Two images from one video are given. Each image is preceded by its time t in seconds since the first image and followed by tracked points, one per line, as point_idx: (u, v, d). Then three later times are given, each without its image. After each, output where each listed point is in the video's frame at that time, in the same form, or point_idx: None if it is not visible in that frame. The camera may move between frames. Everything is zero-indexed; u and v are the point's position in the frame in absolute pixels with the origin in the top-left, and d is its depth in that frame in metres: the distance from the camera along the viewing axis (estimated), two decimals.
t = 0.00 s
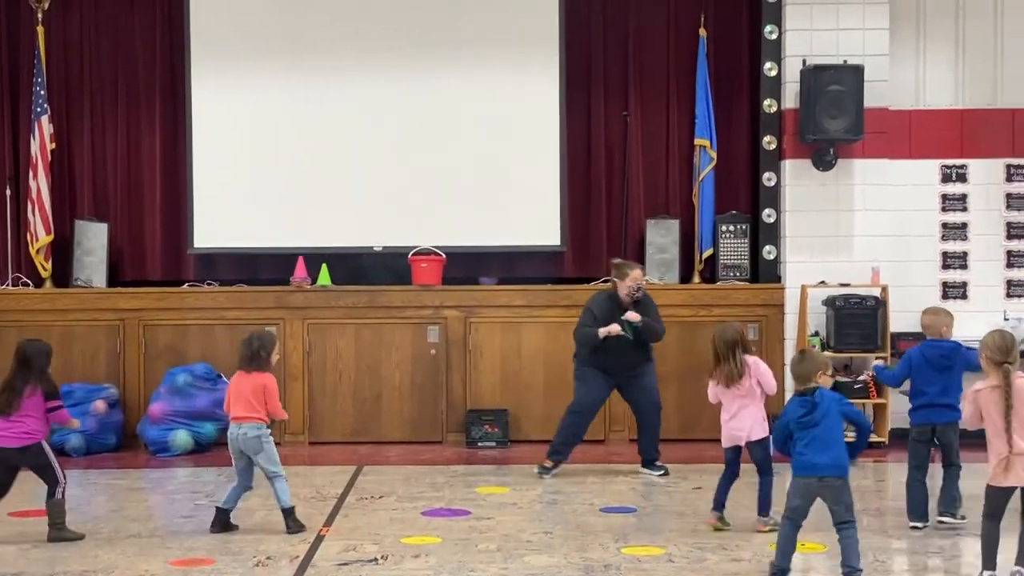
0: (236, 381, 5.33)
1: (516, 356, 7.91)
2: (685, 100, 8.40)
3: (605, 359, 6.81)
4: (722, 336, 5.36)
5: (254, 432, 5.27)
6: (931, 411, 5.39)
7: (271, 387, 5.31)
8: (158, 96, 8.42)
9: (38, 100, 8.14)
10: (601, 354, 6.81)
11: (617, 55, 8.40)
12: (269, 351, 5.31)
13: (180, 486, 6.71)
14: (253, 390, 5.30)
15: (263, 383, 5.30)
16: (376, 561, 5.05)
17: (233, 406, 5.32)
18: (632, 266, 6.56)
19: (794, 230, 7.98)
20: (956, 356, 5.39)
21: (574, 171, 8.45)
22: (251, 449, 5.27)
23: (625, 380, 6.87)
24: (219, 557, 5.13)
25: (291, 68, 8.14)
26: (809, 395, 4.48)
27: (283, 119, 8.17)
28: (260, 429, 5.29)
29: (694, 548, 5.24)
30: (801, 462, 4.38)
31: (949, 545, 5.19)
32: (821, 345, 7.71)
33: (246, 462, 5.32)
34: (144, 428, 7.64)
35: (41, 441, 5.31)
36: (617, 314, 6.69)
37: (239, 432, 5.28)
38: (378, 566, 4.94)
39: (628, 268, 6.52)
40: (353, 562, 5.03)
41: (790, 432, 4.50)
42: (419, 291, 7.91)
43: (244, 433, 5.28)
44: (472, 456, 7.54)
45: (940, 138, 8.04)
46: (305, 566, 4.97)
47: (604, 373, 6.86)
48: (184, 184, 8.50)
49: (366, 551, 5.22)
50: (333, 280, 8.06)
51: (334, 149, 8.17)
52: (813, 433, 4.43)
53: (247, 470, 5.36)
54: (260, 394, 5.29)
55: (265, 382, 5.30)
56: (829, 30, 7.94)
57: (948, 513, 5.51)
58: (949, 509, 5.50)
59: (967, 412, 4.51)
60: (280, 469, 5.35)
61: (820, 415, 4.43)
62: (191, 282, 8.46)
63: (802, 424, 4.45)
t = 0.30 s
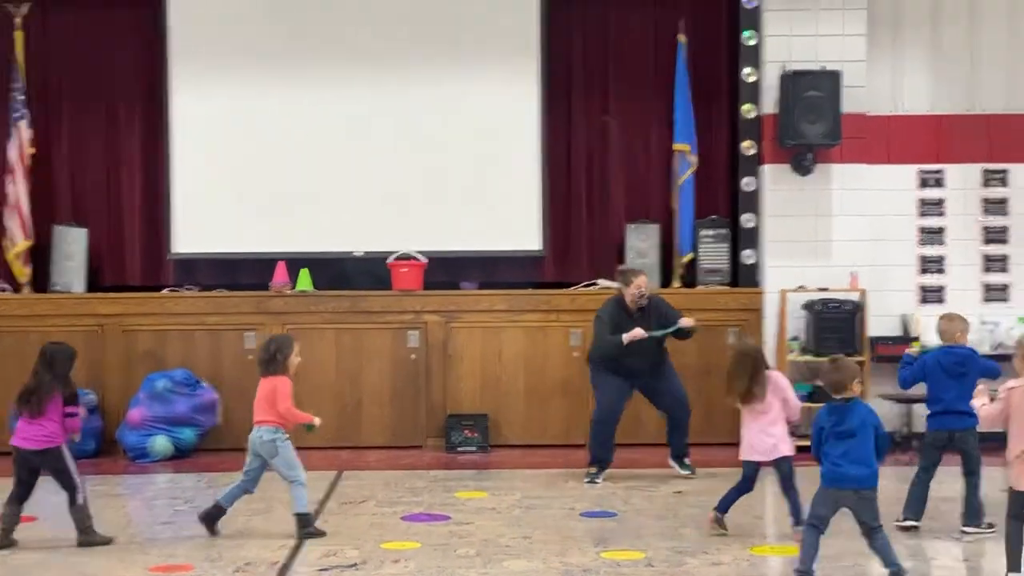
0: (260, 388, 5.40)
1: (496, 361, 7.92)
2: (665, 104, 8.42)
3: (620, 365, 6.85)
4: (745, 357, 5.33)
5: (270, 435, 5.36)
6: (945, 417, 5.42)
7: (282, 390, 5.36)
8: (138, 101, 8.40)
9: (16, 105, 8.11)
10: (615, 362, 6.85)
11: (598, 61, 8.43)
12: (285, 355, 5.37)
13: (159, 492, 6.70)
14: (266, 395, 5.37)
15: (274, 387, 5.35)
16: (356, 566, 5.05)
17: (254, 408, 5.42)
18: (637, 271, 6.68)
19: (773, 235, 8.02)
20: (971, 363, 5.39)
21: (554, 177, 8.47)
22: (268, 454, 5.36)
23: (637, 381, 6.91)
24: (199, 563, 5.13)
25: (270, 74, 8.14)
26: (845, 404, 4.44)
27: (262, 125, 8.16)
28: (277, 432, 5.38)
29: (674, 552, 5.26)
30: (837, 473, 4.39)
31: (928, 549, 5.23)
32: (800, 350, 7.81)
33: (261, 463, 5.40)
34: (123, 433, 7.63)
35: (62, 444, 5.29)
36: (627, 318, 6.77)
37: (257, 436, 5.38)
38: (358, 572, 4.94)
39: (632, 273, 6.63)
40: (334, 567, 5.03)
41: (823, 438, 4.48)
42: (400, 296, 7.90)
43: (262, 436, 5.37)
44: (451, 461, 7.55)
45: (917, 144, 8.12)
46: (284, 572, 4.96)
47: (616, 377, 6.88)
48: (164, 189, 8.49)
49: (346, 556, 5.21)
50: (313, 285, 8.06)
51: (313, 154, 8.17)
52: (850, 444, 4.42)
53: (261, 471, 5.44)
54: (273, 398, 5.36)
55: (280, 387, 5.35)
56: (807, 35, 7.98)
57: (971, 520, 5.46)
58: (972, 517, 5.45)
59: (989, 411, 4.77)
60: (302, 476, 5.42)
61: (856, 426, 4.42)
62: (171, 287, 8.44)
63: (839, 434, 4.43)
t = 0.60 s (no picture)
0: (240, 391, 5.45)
1: (440, 367, 7.90)
2: (607, 109, 8.45)
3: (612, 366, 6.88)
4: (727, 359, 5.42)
5: (250, 440, 5.37)
6: (917, 419, 5.50)
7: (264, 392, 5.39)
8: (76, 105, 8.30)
9: None
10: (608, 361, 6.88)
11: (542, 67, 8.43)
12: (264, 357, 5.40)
13: (97, 501, 6.62)
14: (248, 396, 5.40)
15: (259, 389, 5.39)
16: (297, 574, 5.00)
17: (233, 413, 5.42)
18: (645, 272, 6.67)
19: (716, 241, 8.02)
20: (940, 365, 5.48)
21: (497, 182, 8.46)
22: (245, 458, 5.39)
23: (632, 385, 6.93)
24: (137, 572, 5.06)
25: (210, 78, 8.07)
26: (851, 400, 4.63)
27: (202, 130, 8.09)
28: (257, 437, 5.39)
29: (616, 557, 5.25)
30: (832, 464, 4.58)
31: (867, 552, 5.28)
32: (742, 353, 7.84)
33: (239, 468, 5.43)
34: (61, 442, 7.50)
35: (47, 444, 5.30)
36: (628, 321, 6.76)
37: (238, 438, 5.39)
38: None
39: (642, 274, 6.62)
40: None
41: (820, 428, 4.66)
42: (343, 302, 7.86)
43: (240, 440, 5.38)
44: (394, 468, 7.51)
45: (856, 149, 8.23)
46: None
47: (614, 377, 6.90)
48: (102, 194, 8.39)
49: (287, 565, 5.17)
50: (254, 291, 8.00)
51: (254, 159, 8.10)
52: (848, 438, 4.62)
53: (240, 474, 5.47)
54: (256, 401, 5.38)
55: (261, 390, 5.38)
56: (749, 41, 8.02)
57: (908, 525, 5.55)
58: (909, 522, 5.55)
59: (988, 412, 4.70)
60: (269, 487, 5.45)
61: (857, 422, 4.63)
62: (110, 294, 8.35)
63: (838, 427, 4.62)
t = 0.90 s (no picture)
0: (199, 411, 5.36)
1: (365, 373, 7.85)
2: (533, 116, 8.46)
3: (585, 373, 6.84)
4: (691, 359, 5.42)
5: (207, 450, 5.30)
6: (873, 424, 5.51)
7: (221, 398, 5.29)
8: None
9: None
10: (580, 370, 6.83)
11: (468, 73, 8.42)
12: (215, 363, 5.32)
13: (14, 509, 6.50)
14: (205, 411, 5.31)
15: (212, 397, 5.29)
16: None
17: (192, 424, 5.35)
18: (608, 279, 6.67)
19: (640, 246, 8.06)
20: (897, 371, 5.48)
21: (423, 188, 8.44)
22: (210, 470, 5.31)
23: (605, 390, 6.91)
24: None
25: (130, 80, 7.96)
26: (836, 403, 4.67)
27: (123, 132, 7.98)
28: (214, 447, 5.31)
29: (542, 562, 5.25)
30: (823, 468, 4.65)
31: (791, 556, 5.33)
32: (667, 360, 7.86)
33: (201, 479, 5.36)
34: None
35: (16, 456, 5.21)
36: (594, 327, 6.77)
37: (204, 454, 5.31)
38: None
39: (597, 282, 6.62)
40: None
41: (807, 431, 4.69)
42: (267, 307, 7.79)
43: (198, 451, 5.31)
44: (317, 474, 7.46)
45: (779, 155, 8.30)
46: None
47: (583, 386, 6.89)
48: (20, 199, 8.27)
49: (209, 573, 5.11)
50: (176, 295, 7.91)
51: (175, 162, 8.00)
52: (834, 440, 4.67)
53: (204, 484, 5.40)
54: (211, 411, 5.29)
55: (216, 399, 5.28)
56: (675, 48, 8.07)
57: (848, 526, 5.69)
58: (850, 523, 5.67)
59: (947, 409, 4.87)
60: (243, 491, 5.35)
61: (842, 424, 4.68)
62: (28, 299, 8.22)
63: (824, 430, 4.67)
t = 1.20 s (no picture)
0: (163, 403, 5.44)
1: (286, 376, 7.79)
2: (456, 117, 8.44)
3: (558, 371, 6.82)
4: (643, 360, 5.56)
5: (182, 449, 5.35)
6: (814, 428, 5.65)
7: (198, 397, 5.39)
8: None
9: None
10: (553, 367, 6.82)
11: (389, 73, 8.38)
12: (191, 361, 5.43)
13: None
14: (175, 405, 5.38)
15: (190, 393, 5.38)
16: None
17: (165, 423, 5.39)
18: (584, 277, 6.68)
19: (563, 248, 8.06)
20: (834, 374, 5.64)
21: (345, 189, 8.39)
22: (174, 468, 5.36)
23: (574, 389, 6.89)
24: None
25: (46, 79, 7.84)
26: (795, 416, 4.64)
27: (38, 131, 7.85)
28: (189, 446, 5.38)
29: (463, 565, 5.22)
30: (790, 482, 4.59)
31: (712, 557, 5.36)
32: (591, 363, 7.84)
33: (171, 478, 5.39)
34: None
35: None
36: (572, 325, 6.76)
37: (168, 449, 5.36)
38: None
39: (581, 278, 6.61)
40: None
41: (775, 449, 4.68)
42: (186, 310, 7.70)
43: (172, 449, 5.35)
44: (237, 478, 7.38)
45: (701, 159, 8.35)
46: None
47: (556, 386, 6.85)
48: None
49: None
50: (93, 298, 7.79)
51: (93, 162, 7.88)
52: (800, 454, 4.62)
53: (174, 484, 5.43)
54: (191, 408, 5.37)
55: (194, 396, 5.39)
56: (597, 52, 8.09)
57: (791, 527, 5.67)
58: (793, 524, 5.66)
59: (910, 408, 4.87)
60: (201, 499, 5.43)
61: (805, 436, 4.63)
62: None
63: (788, 444, 4.64)
